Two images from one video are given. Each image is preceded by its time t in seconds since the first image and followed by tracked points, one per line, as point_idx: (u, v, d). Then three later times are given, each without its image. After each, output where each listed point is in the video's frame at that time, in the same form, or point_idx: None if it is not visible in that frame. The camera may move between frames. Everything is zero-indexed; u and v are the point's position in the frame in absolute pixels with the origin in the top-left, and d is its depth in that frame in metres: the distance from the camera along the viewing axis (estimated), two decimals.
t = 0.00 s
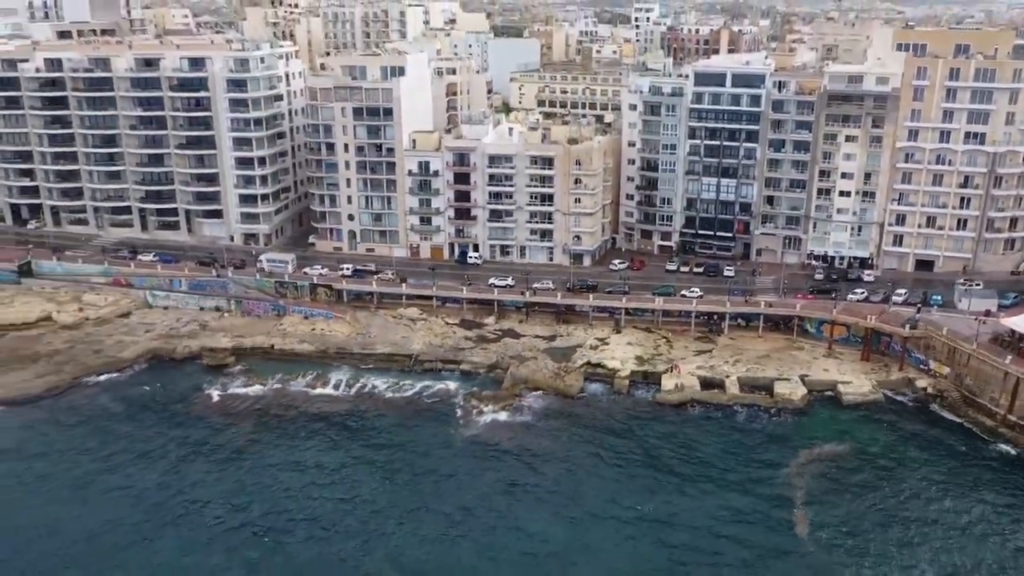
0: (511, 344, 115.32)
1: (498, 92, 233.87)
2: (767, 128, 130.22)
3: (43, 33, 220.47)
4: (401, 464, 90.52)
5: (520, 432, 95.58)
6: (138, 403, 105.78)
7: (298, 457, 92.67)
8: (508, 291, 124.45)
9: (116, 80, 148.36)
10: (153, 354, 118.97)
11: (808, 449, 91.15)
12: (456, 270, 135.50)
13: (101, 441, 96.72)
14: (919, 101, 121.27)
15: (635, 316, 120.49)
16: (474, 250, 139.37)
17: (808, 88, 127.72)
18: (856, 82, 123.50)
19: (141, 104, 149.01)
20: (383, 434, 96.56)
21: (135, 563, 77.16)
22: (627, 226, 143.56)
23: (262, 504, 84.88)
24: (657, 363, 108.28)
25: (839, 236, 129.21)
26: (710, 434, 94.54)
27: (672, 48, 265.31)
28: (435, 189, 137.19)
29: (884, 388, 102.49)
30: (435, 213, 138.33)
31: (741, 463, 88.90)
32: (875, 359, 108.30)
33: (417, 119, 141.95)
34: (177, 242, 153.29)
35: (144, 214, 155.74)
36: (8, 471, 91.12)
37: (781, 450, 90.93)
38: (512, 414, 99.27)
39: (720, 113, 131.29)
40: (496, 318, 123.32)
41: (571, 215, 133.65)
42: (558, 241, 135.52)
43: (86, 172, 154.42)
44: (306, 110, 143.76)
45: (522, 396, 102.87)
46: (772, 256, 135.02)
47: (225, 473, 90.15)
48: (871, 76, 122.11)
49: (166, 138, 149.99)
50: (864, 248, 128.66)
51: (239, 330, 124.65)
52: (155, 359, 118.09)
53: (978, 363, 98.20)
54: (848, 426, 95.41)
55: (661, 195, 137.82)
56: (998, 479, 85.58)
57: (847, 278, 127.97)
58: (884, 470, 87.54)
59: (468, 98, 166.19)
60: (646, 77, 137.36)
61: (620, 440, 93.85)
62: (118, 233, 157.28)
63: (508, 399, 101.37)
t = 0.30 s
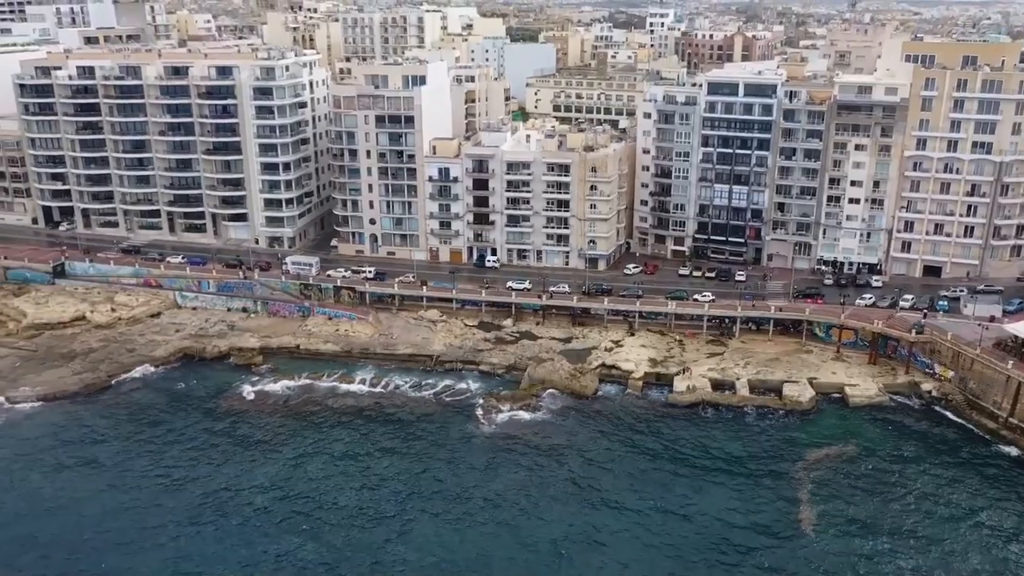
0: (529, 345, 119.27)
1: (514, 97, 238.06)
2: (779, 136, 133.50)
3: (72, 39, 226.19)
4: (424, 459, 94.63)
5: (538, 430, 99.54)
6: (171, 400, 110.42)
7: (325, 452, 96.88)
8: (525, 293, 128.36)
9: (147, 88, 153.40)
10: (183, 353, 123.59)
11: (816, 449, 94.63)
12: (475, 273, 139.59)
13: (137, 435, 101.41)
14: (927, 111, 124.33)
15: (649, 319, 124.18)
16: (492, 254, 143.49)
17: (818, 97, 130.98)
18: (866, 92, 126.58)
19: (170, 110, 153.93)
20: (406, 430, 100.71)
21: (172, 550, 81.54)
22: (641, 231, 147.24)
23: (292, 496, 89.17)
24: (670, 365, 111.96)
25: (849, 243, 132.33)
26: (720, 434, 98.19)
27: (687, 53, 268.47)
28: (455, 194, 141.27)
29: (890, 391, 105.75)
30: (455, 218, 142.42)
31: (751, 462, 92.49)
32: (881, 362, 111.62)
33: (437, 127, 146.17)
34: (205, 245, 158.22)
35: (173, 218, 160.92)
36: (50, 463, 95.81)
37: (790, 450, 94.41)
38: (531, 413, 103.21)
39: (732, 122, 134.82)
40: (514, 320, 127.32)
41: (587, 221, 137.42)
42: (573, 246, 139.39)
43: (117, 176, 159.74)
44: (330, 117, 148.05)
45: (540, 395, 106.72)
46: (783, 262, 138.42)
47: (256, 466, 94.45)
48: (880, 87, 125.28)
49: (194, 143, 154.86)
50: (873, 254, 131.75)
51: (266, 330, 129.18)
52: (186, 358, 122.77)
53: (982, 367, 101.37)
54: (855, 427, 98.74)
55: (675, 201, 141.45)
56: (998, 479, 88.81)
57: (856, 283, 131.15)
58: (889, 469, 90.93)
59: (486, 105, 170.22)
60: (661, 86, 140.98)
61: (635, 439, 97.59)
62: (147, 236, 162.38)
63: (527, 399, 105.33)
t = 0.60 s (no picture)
0: (557, 347, 122.91)
1: (542, 101, 241.45)
2: (803, 145, 136.09)
3: (112, 44, 232.81)
4: (456, 456, 98.57)
5: (566, 429, 103.21)
6: (213, 395, 115.28)
7: (361, 447, 101.16)
8: (553, 297, 131.97)
9: (188, 94, 158.81)
10: (224, 351, 128.53)
11: (836, 452, 97.53)
12: (505, 276, 143.54)
13: (182, 429, 106.20)
14: (951, 121, 126.41)
15: (674, 323, 127.32)
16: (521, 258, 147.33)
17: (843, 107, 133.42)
18: (889, 102, 128.90)
19: (210, 115, 159.15)
20: (439, 427, 104.81)
21: (219, 537, 86.05)
22: (667, 236, 150.42)
23: (331, 488, 93.43)
24: (694, 369, 115.12)
25: (872, 250, 134.76)
26: (742, 436, 101.27)
27: (714, 58, 270.61)
28: (485, 198, 145.22)
29: (910, 396, 108.35)
30: (485, 222, 146.37)
31: (772, 463, 95.56)
32: (902, 368, 114.22)
33: (468, 133, 150.08)
34: (242, 245, 163.49)
35: (211, 219, 166.27)
36: (101, 454, 100.80)
37: (811, 453, 97.38)
38: (559, 413, 106.89)
39: (757, 131, 137.60)
40: (542, 323, 131.04)
41: (613, 226, 140.82)
42: (600, 250, 142.88)
43: (158, 179, 165.25)
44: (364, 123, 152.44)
45: (568, 396, 110.27)
46: (806, 267, 141.03)
47: (296, 459, 98.95)
48: (904, 97, 127.58)
49: (233, 147, 159.99)
50: (895, 261, 134.15)
51: (302, 329, 133.84)
52: (226, 355, 127.70)
53: (1000, 375, 103.75)
54: (875, 431, 101.45)
55: (700, 207, 144.45)
56: (1015, 484, 91.25)
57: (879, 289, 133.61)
58: (907, 472, 93.64)
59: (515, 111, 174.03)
60: (687, 95, 144.10)
61: (659, 439, 100.94)
62: (186, 236, 167.92)
63: (555, 399, 109.05)
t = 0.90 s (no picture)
0: (591, 349, 126.33)
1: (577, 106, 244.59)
2: (836, 154, 138.24)
3: (159, 48, 240.23)
4: (493, 452, 102.46)
5: (600, 429, 106.66)
6: (261, 391, 120.35)
7: (402, 442, 105.45)
8: (588, 300, 135.39)
9: (236, 100, 164.51)
10: (270, 348, 133.67)
11: (864, 456, 99.97)
12: (540, 280, 147.30)
13: (231, 422, 111.27)
14: (984, 132, 128.13)
15: (706, 328, 130.11)
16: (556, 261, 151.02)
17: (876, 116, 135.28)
18: (922, 113, 130.60)
19: (257, 120, 164.66)
20: (477, 425, 108.78)
21: (269, 525, 90.79)
22: (700, 241, 153.17)
23: (374, 481, 97.86)
24: (725, 373, 117.95)
25: (904, 258, 136.38)
26: (772, 439, 104.02)
27: (749, 63, 272.14)
28: (522, 203, 148.99)
29: (938, 404, 110.35)
30: (521, 226, 150.10)
31: (800, 466, 98.27)
32: (931, 375, 116.20)
33: (506, 140, 154.02)
34: (286, 246, 168.94)
35: (256, 220, 171.95)
36: (157, 445, 106.13)
37: (839, 457, 99.91)
38: (593, 414, 110.33)
39: (790, 139, 139.91)
40: (577, 326, 134.60)
41: (647, 231, 143.91)
42: (634, 255, 146.09)
43: (206, 181, 171.35)
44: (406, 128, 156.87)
45: (601, 398, 113.68)
46: (838, 274, 143.06)
47: (341, 453, 103.48)
48: (937, 107, 129.30)
49: (278, 151, 165.41)
50: (927, 269, 135.73)
51: (344, 329, 138.60)
52: (272, 352, 132.83)
53: None
54: (903, 437, 103.70)
55: (733, 214, 146.99)
56: None
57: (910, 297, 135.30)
58: (934, 477, 95.90)
59: (552, 117, 177.70)
60: (721, 103, 146.78)
61: (690, 441, 104.02)
62: (232, 236, 173.83)
63: (589, 400, 112.59)
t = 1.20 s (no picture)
0: (629, 352, 130.25)
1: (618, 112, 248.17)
2: (873, 165, 140.57)
3: (212, 54, 248.11)
4: (534, 449, 106.89)
5: (637, 430, 110.63)
6: (312, 386, 126.07)
7: (447, 437, 110.31)
8: (626, 304, 139.27)
9: (289, 106, 170.78)
10: (319, 346, 139.47)
11: (894, 461, 102.75)
12: (580, 284, 151.48)
13: (285, 415, 117.01)
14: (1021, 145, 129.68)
15: (742, 333, 133.27)
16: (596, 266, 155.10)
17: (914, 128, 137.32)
18: (960, 125, 132.46)
19: (308, 125, 170.77)
20: (519, 423, 113.28)
21: (322, 512, 96.17)
22: (737, 248, 156.23)
23: (420, 474, 102.80)
24: (760, 377, 121.20)
25: (939, 268, 138.19)
26: (805, 443, 107.15)
27: (789, 70, 273.47)
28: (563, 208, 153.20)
29: (970, 412, 112.62)
30: (562, 231, 154.33)
31: (832, 469, 101.37)
32: (964, 384, 118.40)
33: (548, 147, 158.36)
34: (335, 248, 175.00)
35: (305, 222, 178.26)
36: (215, 435, 112.18)
37: (870, 461, 102.81)
38: (630, 415, 114.29)
39: (828, 150, 142.54)
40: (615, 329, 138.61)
41: (686, 238, 147.40)
42: (672, 261, 149.65)
43: (258, 183, 177.98)
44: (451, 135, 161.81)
45: (639, 399, 117.61)
46: (874, 282, 145.30)
47: (388, 447, 108.59)
48: (975, 120, 131.16)
49: (328, 156, 171.44)
50: (962, 279, 137.42)
51: (390, 328, 144.03)
52: (321, 350, 138.65)
53: None
54: (934, 444, 106.24)
55: (771, 222, 149.84)
56: None
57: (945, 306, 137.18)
58: (963, 483, 98.41)
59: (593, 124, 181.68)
60: (761, 113, 149.71)
61: (725, 442, 107.57)
62: (282, 237, 180.41)
63: (626, 402, 116.57)
